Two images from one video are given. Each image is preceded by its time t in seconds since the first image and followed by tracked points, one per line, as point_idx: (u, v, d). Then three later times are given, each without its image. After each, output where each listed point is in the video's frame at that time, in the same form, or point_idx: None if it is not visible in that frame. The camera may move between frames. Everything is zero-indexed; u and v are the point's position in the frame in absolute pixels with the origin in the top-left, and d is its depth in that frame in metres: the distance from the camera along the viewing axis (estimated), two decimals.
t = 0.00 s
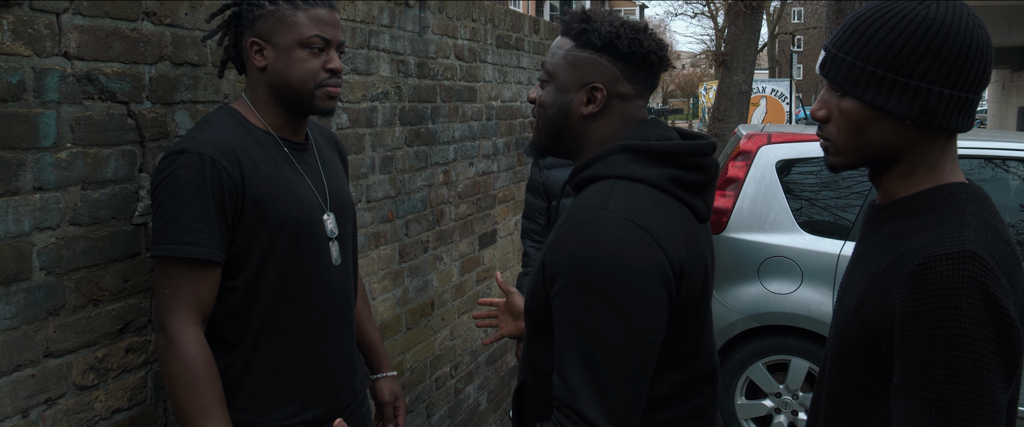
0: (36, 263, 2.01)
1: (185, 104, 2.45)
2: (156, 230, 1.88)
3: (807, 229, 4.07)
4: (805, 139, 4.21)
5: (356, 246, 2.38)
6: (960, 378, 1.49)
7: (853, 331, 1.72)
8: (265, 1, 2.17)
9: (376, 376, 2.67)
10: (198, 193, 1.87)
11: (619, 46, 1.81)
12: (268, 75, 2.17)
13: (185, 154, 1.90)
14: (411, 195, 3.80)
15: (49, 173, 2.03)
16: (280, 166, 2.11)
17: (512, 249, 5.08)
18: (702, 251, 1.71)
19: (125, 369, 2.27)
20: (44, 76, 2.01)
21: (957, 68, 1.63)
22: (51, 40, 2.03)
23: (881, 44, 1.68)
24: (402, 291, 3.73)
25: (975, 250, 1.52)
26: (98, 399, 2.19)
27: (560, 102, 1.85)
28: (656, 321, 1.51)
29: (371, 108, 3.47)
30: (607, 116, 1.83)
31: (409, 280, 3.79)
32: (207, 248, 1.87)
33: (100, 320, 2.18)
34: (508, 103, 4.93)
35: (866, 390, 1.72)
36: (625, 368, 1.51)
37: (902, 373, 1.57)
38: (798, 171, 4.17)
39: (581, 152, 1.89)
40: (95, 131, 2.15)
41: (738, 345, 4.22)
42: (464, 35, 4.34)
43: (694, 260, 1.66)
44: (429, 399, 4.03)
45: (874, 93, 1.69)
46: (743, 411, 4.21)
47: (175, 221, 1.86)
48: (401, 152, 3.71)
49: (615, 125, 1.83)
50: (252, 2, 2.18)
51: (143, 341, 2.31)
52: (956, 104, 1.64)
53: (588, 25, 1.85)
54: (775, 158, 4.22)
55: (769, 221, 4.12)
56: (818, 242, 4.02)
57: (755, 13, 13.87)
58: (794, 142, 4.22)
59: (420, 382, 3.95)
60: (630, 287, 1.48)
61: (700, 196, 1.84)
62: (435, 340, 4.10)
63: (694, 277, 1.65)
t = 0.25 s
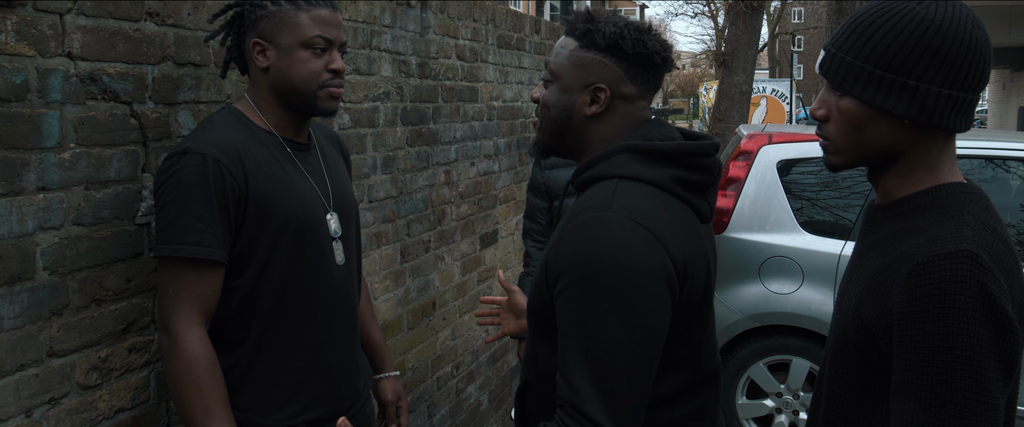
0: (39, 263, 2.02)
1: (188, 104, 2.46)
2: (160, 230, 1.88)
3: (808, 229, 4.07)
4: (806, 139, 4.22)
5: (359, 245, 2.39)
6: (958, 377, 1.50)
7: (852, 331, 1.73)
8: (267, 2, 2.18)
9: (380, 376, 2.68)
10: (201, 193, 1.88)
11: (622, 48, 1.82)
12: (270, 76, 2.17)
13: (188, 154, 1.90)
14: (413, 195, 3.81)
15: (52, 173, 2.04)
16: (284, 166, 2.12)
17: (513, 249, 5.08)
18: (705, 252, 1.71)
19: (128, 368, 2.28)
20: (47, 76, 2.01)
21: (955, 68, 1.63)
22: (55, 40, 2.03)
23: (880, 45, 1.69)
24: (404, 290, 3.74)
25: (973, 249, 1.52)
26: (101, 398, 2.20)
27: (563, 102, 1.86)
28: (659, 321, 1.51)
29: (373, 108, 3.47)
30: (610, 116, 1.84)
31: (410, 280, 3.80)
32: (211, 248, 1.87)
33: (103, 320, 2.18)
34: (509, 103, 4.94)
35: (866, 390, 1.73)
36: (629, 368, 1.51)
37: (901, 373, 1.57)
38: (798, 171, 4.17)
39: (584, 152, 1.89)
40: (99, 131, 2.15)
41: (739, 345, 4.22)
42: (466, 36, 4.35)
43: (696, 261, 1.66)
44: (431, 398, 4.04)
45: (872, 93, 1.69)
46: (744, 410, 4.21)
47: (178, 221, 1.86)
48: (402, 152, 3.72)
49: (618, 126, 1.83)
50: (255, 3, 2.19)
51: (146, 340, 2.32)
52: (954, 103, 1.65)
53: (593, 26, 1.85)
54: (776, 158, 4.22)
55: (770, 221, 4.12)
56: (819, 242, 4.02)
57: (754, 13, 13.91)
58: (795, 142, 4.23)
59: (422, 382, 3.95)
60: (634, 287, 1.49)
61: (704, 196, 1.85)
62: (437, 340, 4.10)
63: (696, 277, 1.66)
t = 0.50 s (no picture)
0: (41, 263, 2.02)
1: (189, 104, 2.46)
2: (161, 229, 1.88)
3: (808, 229, 4.08)
4: (806, 139, 4.22)
5: (360, 244, 2.39)
6: (956, 375, 1.50)
7: (850, 329, 1.73)
8: (267, 2, 2.17)
9: (383, 375, 2.68)
10: (202, 192, 1.88)
11: (621, 54, 1.82)
12: (271, 76, 2.17)
13: (189, 153, 1.90)
14: (414, 194, 3.81)
15: (54, 173, 2.04)
16: (285, 165, 2.12)
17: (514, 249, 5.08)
18: (707, 251, 1.71)
19: (130, 368, 2.28)
20: (49, 76, 2.01)
21: (953, 68, 1.63)
22: (56, 40, 2.03)
23: (879, 44, 1.69)
24: (404, 290, 3.74)
25: (970, 248, 1.52)
26: (102, 398, 2.20)
27: (559, 104, 1.86)
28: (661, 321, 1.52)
29: (373, 108, 3.48)
30: (605, 121, 1.84)
31: (411, 280, 3.80)
32: (211, 247, 1.87)
33: (105, 320, 2.19)
34: (510, 103, 4.94)
35: (864, 389, 1.73)
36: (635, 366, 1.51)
37: (899, 371, 1.57)
38: (798, 171, 4.17)
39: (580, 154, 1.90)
40: (101, 131, 2.15)
41: (740, 345, 4.22)
42: (466, 36, 4.35)
43: (699, 260, 1.67)
44: (431, 398, 4.04)
45: (870, 92, 1.69)
46: (744, 410, 4.22)
47: (179, 220, 1.86)
48: (403, 152, 3.72)
49: (613, 130, 1.84)
50: (255, 3, 2.18)
51: (147, 340, 2.32)
52: (952, 103, 1.65)
53: (593, 30, 1.84)
54: (776, 158, 4.22)
55: (771, 221, 4.12)
56: (820, 242, 4.02)
57: (754, 13, 13.92)
58: (795, 142, 4.23)
59: (422, 382, 3.96)
60: (636, 287, 1.49)
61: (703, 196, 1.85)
62: (438, 339, 4.10)
63: (699, 277, 1.66)
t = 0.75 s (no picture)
0: (43, 263, 2.02)
1: (190, 104, 2.46)
2: (161, 228, 1.87)
3: (809, 229, 4.07)
4: (807, 138, 4.21)
5: (362, 244, 2.39)
6: (956, 375, 1.50)
7: (851, 329, 1.73)
8: (268, 2, 2.17)
9: (386, 374, 2.68)
10: (202, 192, 1.88)
11: (613, 63, 1.82)
12: (271, 76, 2.17)
13: (190, 153, 1.90)
14: (415, 194, 3.81)
15: (56, 173, 2.04)
16: (285, 165, 2.12)
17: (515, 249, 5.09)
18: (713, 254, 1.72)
19: (132, 368, 2.28)
20: (51, 76, 2.02)
21: (953, 67, 1.63)
22: (58, 40, 2.03)
23: (879, 44, 1.69)
24: (405, 290, 3.74)
25: (970, 248, 1.52)
26: (104, 397, 2.20)
27: (550, 109, 1.86)
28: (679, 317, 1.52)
29: (374, 107, 3.48)
30: (596, 128, 1.84)
31: (412, 279, 3.80)
32: (211, 246, 1.87)
33: (106, 320, 2.19)
34: (511, 102, 4.94)
35: (864, 388, 1.73)
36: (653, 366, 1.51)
37: (899, 371, 1.57)
38: (799, 171, 4.17)
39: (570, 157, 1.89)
40: (102, 131, 2.16)
41: (741, 345, 4.22)
42: (467, 35, 4.35)
43: (707, 261, 1.67)
44: (432, 398, 4.05)
45: (870, 92, 1.69)
46: (746, 410, 4.23)
47: (180, 219, 1.86)
48: (404, 151, 3.72)
49: (603, 138, 1.84)
50: (255, 3, 2.18)
51: (149, 340, 2.33)
52: (953, 102, 1.65)
53: (587, 39, 1.85)
54: (776, 157, 4.23)
55: (771, 221, 4.12)
56: (820, 242, 4.02)
57: (754, 12, 13.93)
58: (796, 142, 4.23)
59: (423, 382, 3.96)
60: (649, 287, 1.49)
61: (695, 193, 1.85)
62: (439, 339, 4.11)
63: (706, 275, 1.66)
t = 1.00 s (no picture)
0: (44, 263, 2.02)
1: (192, 104, 2.47)
2: (160, 227, 1.88)
3: (810, 229, 4.07)
4: (809, 139, 4.21)
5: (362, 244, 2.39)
6: (956, 374, 1.50)
7: (851, 329, 1.73)
8: (271, 4, 2.15)
9: (386, 374, 2.68)
10: (200, 191, 1.88)
11: (599, 56, 1.83)
12: (270, 79, 2.16)
13: (187, 153, 1.90)
14: (416, 194, 3.81)
15: (57, 173, 2.04)
16: (284, 165, 2.12)
17: (516, 249, 5.09)
18: (689, 247, 1.71)
19: (133, 367, 2.28)
20: (52, 76, 2.02)
21: (953, 67, 1.63)
22: (60, 40, 2.04)
23: (879, 44, 1.69)
24: (406, 290, 3.74)
25: (970, 247, 1.52)
26: (106, 397, 2.20)
27: (538, 103, 1.86)
28: (648, 306, 1.52)
29: (375, 107, 3.48)
30: (582, 121, 1.83)
31: (413, 279, 3.80)
32: (208, 245, 1.87)
33: (108, 319, 2.19)
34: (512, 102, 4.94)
35: (864, 388, 1.73)
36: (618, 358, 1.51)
37: (899, 371, 1.57)
38: (800, 171, 4.17)
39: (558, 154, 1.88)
40: (104, 131, 2.16)
41: (741, 345, 4.22)
42: (468, 35, 4.35)
43: (681, 252, 1.67)
44: (433, 398, 4.05)
45: (870, 92, 1.69)
46: (747, 410, 4.23)
47: (177, 218, 1.87)
48: (405, 151, 3.72)
49: (589, 131, 1.83)
50: (262, 2, 2.17)
51: (150, 340, 2.33)
52: (952, 102, 1.65)
53: (574, 34, 1.86)
54: (777, 157, 4.23)
55: (772, 221, 4.13)
56: (821, 242, 4.02)
57: (755, 12, 13.94)
58: (797, 142, 4.23)
59: (424, 382, 3.96)
60: (619, 279, 1.50)
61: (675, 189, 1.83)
62: (439, 339, 4.11)
63: (681, 265, 1.66)
